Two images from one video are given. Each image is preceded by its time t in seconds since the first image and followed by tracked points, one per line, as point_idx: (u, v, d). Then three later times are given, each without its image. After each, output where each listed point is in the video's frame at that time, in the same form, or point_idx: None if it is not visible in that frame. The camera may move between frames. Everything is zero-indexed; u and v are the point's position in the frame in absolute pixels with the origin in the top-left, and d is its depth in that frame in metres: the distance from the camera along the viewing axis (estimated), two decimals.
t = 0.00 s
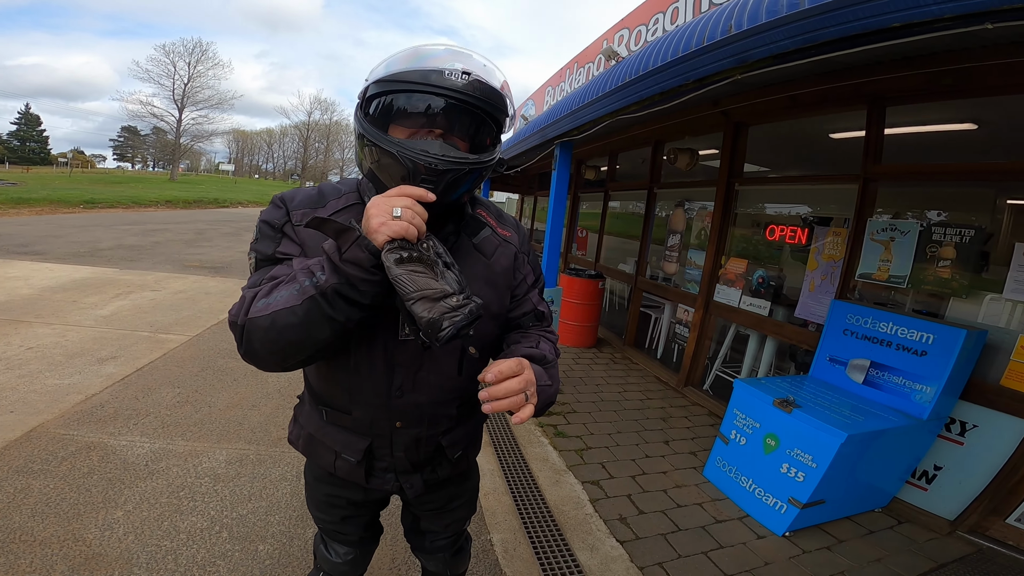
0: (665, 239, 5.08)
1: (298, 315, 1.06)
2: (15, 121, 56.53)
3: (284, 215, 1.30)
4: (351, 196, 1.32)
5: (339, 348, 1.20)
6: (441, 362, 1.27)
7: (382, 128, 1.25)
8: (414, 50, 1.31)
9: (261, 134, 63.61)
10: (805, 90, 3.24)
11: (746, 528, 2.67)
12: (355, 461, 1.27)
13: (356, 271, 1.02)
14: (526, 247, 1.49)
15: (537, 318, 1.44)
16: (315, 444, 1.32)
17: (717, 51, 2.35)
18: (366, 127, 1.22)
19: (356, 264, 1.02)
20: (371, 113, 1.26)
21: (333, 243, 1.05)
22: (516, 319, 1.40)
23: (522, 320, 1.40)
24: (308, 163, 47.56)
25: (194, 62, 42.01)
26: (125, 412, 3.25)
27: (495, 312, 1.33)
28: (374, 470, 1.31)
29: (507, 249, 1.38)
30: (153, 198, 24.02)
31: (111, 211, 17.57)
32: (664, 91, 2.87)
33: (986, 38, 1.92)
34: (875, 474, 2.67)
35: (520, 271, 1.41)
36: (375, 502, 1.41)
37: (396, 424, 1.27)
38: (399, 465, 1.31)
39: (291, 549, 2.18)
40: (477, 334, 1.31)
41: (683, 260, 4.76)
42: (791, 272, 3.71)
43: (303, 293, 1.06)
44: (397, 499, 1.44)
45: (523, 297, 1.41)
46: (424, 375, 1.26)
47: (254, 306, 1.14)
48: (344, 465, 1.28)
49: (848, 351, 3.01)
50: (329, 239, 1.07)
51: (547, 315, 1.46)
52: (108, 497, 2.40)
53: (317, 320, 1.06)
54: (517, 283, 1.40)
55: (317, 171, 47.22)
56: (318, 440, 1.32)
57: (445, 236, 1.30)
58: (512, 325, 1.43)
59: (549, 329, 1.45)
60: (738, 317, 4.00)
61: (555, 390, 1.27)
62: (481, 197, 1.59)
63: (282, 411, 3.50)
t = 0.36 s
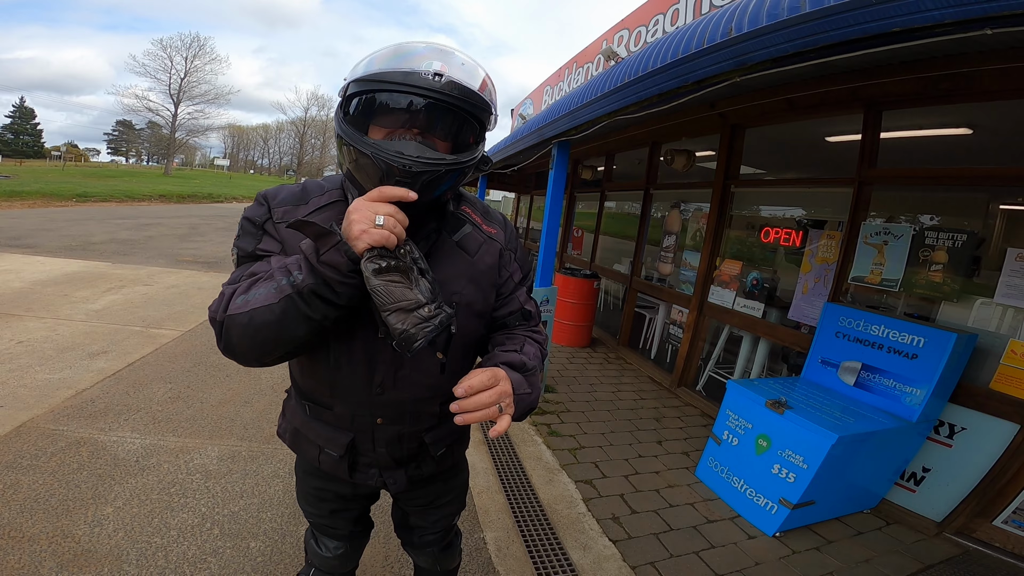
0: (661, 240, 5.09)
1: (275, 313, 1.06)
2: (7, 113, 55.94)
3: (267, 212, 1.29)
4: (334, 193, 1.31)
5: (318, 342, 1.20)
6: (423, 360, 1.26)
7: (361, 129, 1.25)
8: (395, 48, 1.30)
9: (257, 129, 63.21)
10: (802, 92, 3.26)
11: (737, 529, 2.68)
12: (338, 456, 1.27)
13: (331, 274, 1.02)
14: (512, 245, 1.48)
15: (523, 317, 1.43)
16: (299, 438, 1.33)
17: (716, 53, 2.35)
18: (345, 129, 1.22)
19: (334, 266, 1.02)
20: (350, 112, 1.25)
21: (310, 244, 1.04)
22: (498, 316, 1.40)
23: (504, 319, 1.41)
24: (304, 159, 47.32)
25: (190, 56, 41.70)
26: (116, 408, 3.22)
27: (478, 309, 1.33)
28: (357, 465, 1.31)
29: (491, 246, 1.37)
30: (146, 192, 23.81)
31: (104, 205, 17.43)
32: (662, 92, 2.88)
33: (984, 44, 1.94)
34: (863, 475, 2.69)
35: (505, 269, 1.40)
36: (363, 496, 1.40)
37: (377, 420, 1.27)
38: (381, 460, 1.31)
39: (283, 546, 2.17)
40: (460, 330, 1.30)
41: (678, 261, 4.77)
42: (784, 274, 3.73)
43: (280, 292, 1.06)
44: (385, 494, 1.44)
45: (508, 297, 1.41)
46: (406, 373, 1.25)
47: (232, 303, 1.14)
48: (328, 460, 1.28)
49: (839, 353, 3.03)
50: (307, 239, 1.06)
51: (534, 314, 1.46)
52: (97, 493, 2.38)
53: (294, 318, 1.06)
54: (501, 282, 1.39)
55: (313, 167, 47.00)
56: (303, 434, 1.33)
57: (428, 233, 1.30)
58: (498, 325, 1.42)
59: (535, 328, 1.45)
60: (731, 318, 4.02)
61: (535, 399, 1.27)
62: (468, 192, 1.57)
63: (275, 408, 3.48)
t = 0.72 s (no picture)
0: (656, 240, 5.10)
1: (240, 305, 1.06)
2: None
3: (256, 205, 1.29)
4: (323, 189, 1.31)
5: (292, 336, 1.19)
6: (408, 356, 1.25)
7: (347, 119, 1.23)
8: (384, 42, 1.30)
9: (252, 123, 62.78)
10: (799, 94, 3.27)
11: (727, 528, 2.70)
12: (323, 451, 1.27)
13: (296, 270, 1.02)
14: (502, 241, 1.48)
15: (513, 315, 1.42)
16: (286, 433, 1.33)
17: (716, 54, 2.36)
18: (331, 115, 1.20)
19: (298, 260, 1.02)
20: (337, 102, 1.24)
21: (278, 237, 1.03)
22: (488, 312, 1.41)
23: (495, 317, 1.41)
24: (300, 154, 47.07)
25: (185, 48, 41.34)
26: (106, 402, 3.20)
27: (464, 305, 1.32)
28: (343, 462, 1.31)
29: (478, 242, 1.37)
30: (139, 185, 23.59)
31: (96, 198, 17.27)
32: (661, 92, 2.88)
33: (980, 49, 1.95)
34: (851, 476, 2.72)
35: (493, 265, 1.40)
36: (352, 494, 1.40)
37: (361, 416, 1.26)
38: (367, 458, 1.30)
39: (274, 542, 2.17)
40: (446, 326, 1.30)
41: (673, 261, 4.79)
42: (778, 275, 3.75)
43: (246, 284, 1.06)
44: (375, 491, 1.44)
45: (497, 295, 1.41)
46: (391, 368, 1.25)
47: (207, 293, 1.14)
48: (313, 455, 1.28)
49: (831, 354, 3.05)
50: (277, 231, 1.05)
51: (526, 313, 1.45)
52: (86, 488, 2.37)
53: (257, 311, 1.06)
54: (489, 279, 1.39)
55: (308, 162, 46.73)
56: (289, 430, 1.33)
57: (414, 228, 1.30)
58: (486, 322, 1.42)
59: (525, 325, 1.45)
60: (724, 319, 4.04)
61: (523, 397, 1.27)
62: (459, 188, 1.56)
63: (267, 403, 3.47)
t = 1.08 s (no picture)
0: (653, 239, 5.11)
1: (214, 216, 1.04)
2: None
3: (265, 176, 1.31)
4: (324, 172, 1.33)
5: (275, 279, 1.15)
6: (417, 334, 1.25)
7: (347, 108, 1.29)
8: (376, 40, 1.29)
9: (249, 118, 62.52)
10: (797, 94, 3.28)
11: (721, 527, 2.71)
12: (324, 445, 1.23)
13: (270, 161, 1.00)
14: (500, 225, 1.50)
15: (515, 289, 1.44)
16: (278, 430, 1.27)
17: (716, 54, 2.36)
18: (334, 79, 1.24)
19: (271, 153, 1.00)
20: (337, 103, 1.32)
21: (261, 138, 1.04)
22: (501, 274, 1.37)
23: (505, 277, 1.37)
24: (297, 150, 46.89)
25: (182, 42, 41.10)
26: (98, 398, 3.18)
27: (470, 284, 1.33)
28: (343, 458, 1.27)
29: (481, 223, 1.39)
30: (134, 179, 23.45)
31: (91, 192, 17.18)
32: (660, 91, 2.88)
33: (979, 50, 1.95)
34: (846, 475, 2.73)
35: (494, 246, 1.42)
36: (345, 503, 1.40)
37: (370, 401, 1.24)
38: (372, 451, 1.27)
39: (267, 540, 2.17)
40: (454, 305, 1.29)
41: (670, 260, 4.80)
42: (774, 275, 3.76)
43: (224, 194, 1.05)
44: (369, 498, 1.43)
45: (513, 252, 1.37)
46: (401, 347, 1.24)
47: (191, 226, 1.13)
48: (310, 452, 1.24)
49: (825, 355, 3.07)
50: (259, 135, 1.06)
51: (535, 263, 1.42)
52: (77, 485, 2.35)
53: (228, 220, 1.03)
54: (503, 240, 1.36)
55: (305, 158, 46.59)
56: (281, 425, 1.27)
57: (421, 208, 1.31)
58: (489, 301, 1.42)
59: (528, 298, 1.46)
60: (720, 318, 4.05)
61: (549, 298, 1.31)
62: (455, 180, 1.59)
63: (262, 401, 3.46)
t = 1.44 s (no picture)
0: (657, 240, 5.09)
1: (231, 206, 1.03)
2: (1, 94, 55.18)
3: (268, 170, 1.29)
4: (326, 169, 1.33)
5: (288, 271, 1.15)
6: (421, 328, 1.25)
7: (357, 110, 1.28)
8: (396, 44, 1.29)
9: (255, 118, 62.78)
10: (804, 95, 3.25)
11: (725, 529, 2.70)
12: (328, 448, 1.22)
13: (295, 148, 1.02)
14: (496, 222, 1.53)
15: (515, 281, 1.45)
16: (278, 434, 1.25)
17: (722, 54, 2.35)
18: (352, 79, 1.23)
19: (297, 143, 1.02)
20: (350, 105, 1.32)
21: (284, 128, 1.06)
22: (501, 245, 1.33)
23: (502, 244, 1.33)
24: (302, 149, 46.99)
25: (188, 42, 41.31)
26: (103, 396, 3.20)
27: (470, 279, 1.35)
28: (348, 461, 1.26)
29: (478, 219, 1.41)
30: (140, 178, 23.61)
31: (97, 191, 17.30)
32: (666, 91, 2.87)
33: (988, 50, 1.94)
34: (852, 477, 2.71)
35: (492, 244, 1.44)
36: (347, 510, 1.39)
37: (376, 400, 1.23)
38: (377, 453, 1.27)
39: (269, 540, 2.17)
40: (456, 299, 1.31)
41: (674, 261, 4.78)
42: (779, 277, 3.74)
43: (243, 184, 1.05)
44: (372, 504, 1.42)
45: (518, 219, 1.30)
46: (406, 342, 1.24)
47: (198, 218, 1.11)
48: (314, 456, 1.23)
49: (831, 357, 3.04)
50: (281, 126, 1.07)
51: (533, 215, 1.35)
52: (81, 483, 2.36)
53: (249, 208, 1.02)
54: (505, 211, 1.29)
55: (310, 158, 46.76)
56: (282, 429, 1.25)
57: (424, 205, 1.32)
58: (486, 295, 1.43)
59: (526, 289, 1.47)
60: (725, 320, 4.03)
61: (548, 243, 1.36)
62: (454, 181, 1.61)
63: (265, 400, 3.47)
